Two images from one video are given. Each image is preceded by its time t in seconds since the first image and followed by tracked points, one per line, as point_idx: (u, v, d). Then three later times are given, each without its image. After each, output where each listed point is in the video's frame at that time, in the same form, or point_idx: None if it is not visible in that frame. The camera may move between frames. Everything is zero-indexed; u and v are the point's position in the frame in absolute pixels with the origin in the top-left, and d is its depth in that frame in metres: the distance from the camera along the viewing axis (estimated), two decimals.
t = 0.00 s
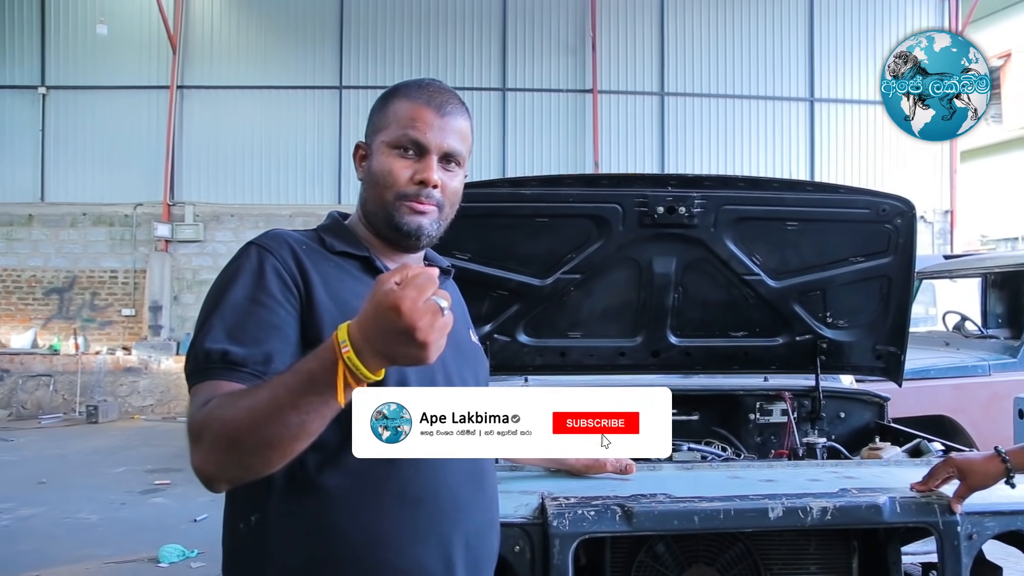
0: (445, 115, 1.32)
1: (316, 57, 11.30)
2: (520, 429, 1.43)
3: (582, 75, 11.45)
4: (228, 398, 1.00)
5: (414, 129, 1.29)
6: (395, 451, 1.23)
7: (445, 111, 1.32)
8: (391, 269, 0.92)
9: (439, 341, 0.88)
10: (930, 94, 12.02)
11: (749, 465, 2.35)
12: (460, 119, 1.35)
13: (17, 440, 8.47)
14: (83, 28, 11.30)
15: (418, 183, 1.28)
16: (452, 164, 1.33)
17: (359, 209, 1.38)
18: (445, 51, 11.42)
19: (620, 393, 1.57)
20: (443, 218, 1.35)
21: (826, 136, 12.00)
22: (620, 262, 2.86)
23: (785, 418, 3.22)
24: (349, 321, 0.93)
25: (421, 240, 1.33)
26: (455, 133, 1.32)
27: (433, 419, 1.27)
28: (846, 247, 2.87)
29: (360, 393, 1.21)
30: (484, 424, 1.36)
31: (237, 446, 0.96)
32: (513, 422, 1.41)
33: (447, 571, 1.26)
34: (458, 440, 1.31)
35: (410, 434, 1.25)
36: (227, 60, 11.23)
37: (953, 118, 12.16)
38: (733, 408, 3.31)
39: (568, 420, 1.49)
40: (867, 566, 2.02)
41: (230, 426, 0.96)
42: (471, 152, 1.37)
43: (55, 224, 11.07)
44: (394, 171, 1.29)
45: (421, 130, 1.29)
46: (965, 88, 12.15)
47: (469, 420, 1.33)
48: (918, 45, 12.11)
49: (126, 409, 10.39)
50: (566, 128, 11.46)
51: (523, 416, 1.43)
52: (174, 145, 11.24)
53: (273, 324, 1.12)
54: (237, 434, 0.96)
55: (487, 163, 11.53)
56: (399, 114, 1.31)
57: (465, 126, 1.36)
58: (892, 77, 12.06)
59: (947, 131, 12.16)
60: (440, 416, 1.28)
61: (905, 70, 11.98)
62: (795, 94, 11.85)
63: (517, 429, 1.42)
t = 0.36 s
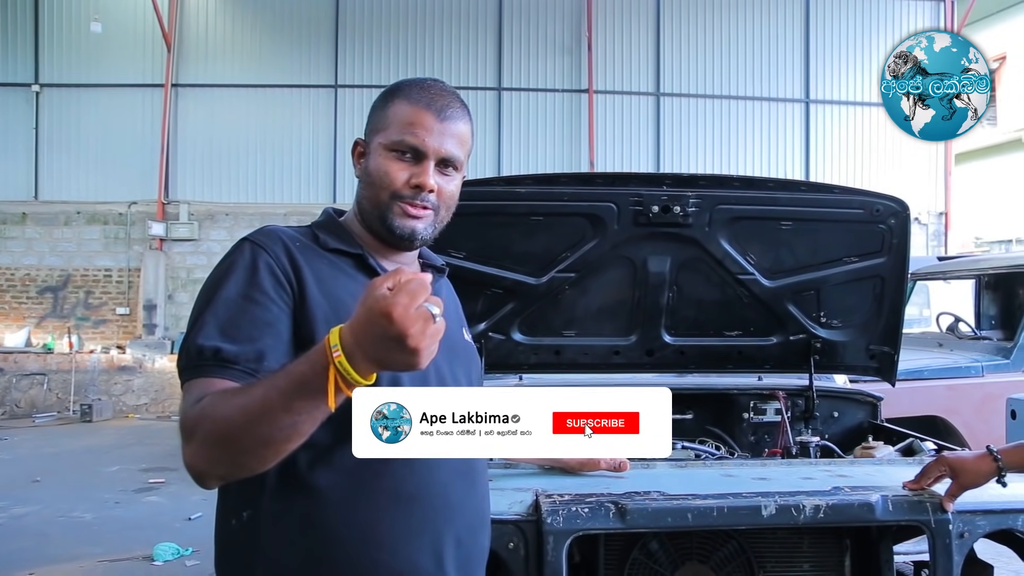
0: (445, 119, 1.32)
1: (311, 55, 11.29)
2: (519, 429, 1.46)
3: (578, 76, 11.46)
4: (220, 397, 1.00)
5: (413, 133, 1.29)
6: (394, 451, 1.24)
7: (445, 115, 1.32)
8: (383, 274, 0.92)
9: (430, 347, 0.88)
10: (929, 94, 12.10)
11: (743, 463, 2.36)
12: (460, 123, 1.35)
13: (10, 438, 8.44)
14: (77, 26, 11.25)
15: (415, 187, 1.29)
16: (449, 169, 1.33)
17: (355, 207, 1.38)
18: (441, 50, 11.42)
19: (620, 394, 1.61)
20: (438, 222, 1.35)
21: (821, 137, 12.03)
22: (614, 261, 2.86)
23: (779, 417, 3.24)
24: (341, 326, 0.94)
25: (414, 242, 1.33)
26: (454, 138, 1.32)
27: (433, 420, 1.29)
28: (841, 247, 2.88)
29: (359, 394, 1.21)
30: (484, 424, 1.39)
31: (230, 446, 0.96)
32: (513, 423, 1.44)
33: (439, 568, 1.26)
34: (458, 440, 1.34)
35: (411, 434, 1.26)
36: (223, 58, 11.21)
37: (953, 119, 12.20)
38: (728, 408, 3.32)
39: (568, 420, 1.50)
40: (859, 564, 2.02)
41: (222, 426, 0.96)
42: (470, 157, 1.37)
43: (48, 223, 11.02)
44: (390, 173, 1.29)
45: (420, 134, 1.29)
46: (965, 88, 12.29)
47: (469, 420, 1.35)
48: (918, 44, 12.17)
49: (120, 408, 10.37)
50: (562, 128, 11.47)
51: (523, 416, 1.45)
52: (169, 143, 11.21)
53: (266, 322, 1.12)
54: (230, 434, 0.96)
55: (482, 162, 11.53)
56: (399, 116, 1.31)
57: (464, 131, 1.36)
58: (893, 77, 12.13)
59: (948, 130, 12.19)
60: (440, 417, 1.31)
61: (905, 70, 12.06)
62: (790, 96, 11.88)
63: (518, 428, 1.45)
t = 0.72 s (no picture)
0: (438, 106, 1.33)
1: (309, 54, 11.28)
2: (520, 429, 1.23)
3: (575, 76, 11.46)
4: (233, 419, 1.03)
5: (410, 120, 1.30)
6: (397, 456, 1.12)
7: (437, 102, 1.33)
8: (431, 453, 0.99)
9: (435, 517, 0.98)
10: (929, 94, 12.20)
11: (740, 463, 2.37)
12: (451, 110, 1.36)
13: (8, 437, 8.43)
14: (75, 25, 11.23)
15: (417, 172, 1.30)
16: (446, 155, 1.35)
17: (352, 204, 1.38)
18: (439, 51, 11.42)
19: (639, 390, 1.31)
20: (439, 209, 1.37)
21: (818, 137, 12.04)
22: (611, 261, 2.87)
23: (776, 416, 3.24)
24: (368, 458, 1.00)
25: (419, 231, 1.35)
26: (449, 124, 1.34)
27: (433, 419, 1.14)
28: (838, 247, 2.89)
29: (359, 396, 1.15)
30: (484, 424, 1.19)
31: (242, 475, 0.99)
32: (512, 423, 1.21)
33: (437, 564, 1.28)
34: (458, 441, 1.15)
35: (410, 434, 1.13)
36: (220, 57, 11.21)
37: (952, 119, 12.26)
38: (725, 407, 3.33)
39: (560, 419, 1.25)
40: (854, 563, 2.05)
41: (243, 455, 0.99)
42: (464, 142, 1.38)
43: (46, 222, 11.01)
44: (391, 162, 1.30)
45: (417, 121, 1.30)
46: (964, 88, 12.29)
47: (469, 421, 1.17)
48: (917, 45, 12.17)
49: (117, 407, 10.37)
50: (560, 128, 11.47)
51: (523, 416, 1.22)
52: (166, 142, 11.21)
53: (267, 323, 1.13)
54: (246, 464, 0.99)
55: (479, 161, 11.53)
56: (393, 106, 1.32)
57: (456, 117, 1.38)
58: (892, 77, 12.16)
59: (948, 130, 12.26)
60: (440, 416, 1.15)
61: (905, 70, 12.12)
62: (787, 96, 11.90)
63: (520, 429, 1.22)
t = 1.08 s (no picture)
0: (442, 109, 1.35)
1: (304, 53, 11.26)
2: (519, 429, 1.20)
3: (571, 75, 11.47)
4: (239, 412, 1.03)
5: (420, 124, 1.30)
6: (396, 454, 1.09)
7: (441, 105, 1.34)
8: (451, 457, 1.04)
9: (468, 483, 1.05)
10: (929, 94, 12.21)
11: (735, 460, 2.38)
12: (451, 113, 1.38)
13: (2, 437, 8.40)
14: (69, 24, 11.19)
15: (428, 178, 1.32)
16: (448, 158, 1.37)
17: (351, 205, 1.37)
18: (435, 50, 11.40)
19: (638, 388, 1.33)
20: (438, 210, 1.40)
21: (813, 136, 12.07)
22: (606, 259, 2.88)
23: (770, 414, 3.26)
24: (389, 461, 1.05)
25: (422, 232, 1.38)
26: (451, 128, 1.36)
27: (433, 419, 1.13)
28: (832, 246, 2.91)
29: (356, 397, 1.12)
30: (484, 424, 1.17)
31: (252, 468, 1.01)
32: (512, 423, 1.19)
33: (442, 556, 1.28)
34: (459, 441, 1.13)
35: (410, 434, 1.11)
36: (215, 56, 11.19)
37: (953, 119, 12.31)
38: (720, 405, 3.34)
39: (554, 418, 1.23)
40: (848, 560, 2.05)
41: (251, 448, 1.00)
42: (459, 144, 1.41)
43: (40, 221, 10.97)
44: (401, 166, 1.30)
45: (427, 127, 1.31)
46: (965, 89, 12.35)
47: (469, 421, 1.15)
48: (918, 44, 12.25)
49: (112, 407, 10.34)
50: (555, 128, 11.49)
51: (522, 416, 1.20)
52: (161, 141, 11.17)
53: (269, 318, 1.13)
54: (255, 456, 1.00)
55: (475, 160, 11.51)
56: (395, 109, 1.30)
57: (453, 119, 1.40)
58: (892, 77, 12.20)
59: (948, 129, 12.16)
60: (440, 416, 1.14)
61: (905, 70, 12.13)
62: (782, 96, 11.92)
63: (519, 429, 1.20)
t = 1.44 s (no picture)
0: (448, 129, 1.41)
1: (299, 54, 11.25)
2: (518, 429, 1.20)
3: (565, 76, 11.49)
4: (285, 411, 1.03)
5: (439, 146, 1.36)
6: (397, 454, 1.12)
7: (447, 126, 1.41)
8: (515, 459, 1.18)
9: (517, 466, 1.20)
10: (930, 95, 11.86)
11: (727, 458, 2.39)
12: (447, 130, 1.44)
13: None
14: (61, 24, 11.15)
15: (440, 197, 1.39)
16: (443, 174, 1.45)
17: (358, 213, 1.36)
18: (429, 49, 11.39)
19: (636, 389, 1.34)
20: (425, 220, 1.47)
21: (806, 137, 12.11)
22: (599, 259, 2.88)
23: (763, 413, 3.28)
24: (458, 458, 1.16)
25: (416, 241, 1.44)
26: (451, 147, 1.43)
27: (433, 419, 1.16)
28: (824, 246, 2.92)
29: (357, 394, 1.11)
30: (484, 424, 1.18)
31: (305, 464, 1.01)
32: (512, 423, 1.19)
33: (458, 541, 1.33)
34: (458, 442, 1.17)
35: (410, 435, 1.14)
36: (209, 55, 11.16)
37: (953, 119, 12.05)
38: (713, 404, 3.35)
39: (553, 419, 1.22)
40: (839, 557, 2.06)
41: (304, 444, 1.01)
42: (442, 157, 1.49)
43: (32, 221, 10.93)
44: (424, 186, 1.34)
45: (444, 149, 1.37)
46: (966, 89, 11.97)
47: (470, 421, 1.17)
48: (918, 45, 11.88)
49: (105, 408, 10.31)
50: (549, 128, 11.52)
51: (522, 416, 1.20)
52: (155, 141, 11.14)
53: (291, 319, 1.13)
54: (308, 452, 1.01)
55: (469, 160, 11.52)
56: (420, 128, 1.33)
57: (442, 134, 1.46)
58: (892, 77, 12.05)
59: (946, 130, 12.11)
60: (440, 416, 1.16)
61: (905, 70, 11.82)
62: (775, 96, 11.97)
63: (519, 429, 1.20)
